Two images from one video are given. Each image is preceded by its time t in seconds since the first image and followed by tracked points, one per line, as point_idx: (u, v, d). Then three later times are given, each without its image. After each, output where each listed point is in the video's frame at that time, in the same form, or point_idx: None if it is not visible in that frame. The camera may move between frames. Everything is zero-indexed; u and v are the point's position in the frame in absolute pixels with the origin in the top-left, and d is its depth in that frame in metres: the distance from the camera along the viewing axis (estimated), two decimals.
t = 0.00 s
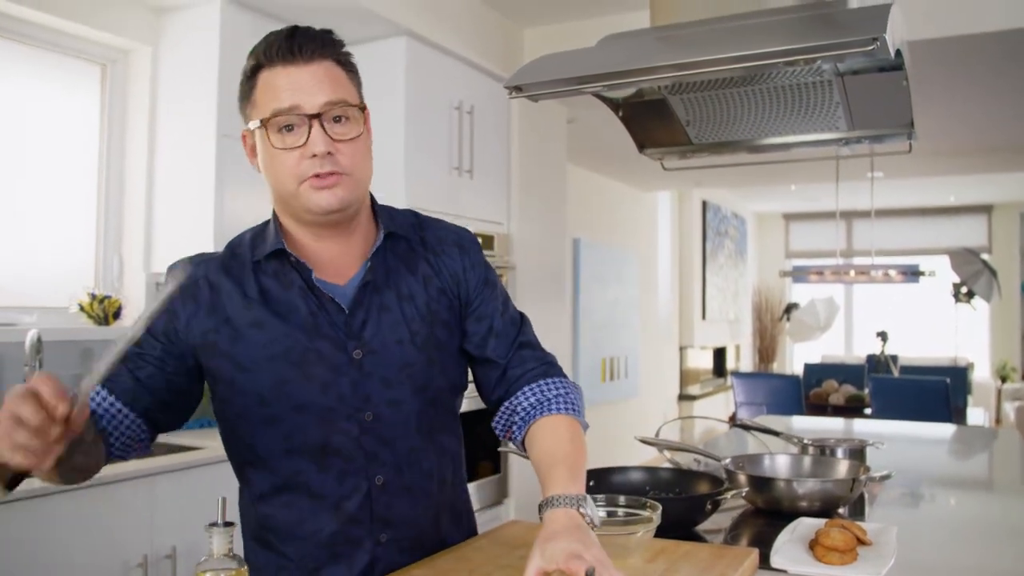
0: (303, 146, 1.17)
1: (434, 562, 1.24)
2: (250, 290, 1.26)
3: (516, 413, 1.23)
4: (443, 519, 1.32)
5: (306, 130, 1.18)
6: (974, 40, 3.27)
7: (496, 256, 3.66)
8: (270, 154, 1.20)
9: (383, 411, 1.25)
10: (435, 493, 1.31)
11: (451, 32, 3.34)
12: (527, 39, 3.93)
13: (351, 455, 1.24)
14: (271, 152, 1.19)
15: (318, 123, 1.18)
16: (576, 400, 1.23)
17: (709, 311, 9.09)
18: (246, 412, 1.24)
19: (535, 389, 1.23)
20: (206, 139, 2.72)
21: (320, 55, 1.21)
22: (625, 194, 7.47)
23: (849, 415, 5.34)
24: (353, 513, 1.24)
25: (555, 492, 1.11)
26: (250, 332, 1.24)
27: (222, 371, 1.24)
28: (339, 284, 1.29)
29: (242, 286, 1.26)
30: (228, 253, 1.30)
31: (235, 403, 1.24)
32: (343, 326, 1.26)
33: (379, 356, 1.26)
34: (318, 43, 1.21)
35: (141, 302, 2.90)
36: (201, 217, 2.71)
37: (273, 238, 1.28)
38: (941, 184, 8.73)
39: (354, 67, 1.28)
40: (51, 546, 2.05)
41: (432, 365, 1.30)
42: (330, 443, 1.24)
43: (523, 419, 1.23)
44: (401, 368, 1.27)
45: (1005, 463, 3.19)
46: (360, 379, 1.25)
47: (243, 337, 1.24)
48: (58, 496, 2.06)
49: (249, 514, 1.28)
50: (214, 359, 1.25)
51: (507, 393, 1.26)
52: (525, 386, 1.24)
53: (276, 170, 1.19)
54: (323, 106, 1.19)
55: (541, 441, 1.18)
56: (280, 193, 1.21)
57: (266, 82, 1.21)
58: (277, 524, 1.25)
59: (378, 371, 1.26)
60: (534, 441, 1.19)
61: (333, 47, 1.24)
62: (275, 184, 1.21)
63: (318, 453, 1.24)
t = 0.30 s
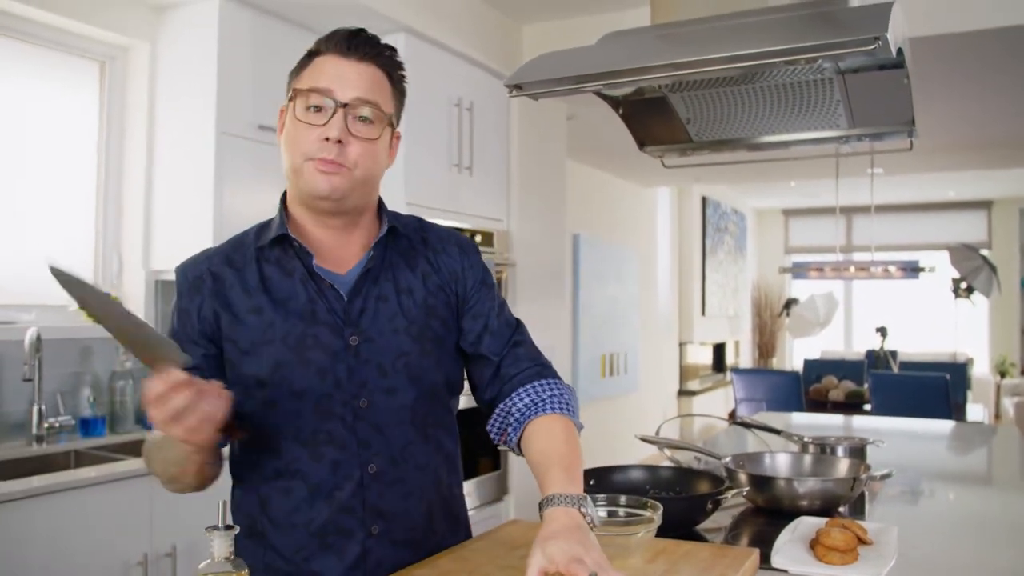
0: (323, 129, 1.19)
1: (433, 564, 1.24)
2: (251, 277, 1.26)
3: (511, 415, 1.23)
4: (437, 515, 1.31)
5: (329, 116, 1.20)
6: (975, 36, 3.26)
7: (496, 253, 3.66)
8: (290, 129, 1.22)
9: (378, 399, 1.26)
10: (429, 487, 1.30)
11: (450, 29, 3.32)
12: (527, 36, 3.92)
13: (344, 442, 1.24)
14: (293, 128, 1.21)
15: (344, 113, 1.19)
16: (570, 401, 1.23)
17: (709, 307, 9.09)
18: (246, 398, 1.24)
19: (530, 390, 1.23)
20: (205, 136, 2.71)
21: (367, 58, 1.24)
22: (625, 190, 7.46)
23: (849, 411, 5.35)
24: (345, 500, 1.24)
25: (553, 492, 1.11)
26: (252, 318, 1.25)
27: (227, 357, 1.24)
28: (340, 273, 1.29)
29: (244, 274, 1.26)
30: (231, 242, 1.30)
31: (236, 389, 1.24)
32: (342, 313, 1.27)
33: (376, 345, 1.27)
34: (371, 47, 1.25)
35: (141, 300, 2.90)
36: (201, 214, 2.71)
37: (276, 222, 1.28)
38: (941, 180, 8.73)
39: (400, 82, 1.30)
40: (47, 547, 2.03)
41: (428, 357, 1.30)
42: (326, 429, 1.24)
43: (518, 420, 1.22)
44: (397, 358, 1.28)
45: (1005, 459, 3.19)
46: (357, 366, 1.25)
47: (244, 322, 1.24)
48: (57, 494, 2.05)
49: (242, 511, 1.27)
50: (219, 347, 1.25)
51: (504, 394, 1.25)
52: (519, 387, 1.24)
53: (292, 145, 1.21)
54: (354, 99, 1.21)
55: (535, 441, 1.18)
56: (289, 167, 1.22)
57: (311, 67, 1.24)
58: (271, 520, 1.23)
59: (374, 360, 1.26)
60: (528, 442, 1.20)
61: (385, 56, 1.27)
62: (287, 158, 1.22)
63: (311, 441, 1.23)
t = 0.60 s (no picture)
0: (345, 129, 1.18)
1: (433, 567, 1.24)
2: (258, 279, 1.25)
3: (511, 421, 1.24)
4: (435, 517, 1.32)
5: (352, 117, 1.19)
6: (976, 33, 3.25)
7: (495, 250, 3.65)
8: (310, 127, 1.21)
9: (381, 403, 1.25)
10: (428, 488, 1.30)
11: (449, 25, 3.31)
12: (526, 32, 3.90)
13: (344, 446, 1.23)
14: (313, 125, 1.20)
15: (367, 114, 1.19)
16: (571, 406, 1.24)
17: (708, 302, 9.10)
18: (254, 399, 1.24)
19: (531, 395, 1.24)
20: (203, 133, 2.70)
21: (387, 62, 1.24)
22: (624, 185, 7.46)
23: (848, 406, 5.36)
24: (344, 502, 1.24)
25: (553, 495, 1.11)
26: (258, 320, 1.24)
27: (233, 358, 1.23)
28: (346, 276, 1.29)
29: (252, 275, 1.25)
30: (238, 242, 1.28)
31: (242, 390, 1.24)
32: (346, 316, 1.26)
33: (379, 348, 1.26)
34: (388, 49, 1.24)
35: (139, 297, 2.89)
36: (199, 210, 2.70)
37: (284, 224, 1.27)
38: (940, 175, 8.73)
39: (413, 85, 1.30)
40: (49, 546, 2.04)
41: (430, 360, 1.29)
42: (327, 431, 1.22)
43: (518, 424, 1.24)
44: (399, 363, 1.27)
45: (1004, 454, 3.20)
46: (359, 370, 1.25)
47: (252, 324, 1.24)
48: (56, 494, 2.05)
49: (241, 513, 1.26)
50: (225, 346, 1.23)
51: (504, 399, 1.26)
52: (520, 392, 1.25)
53: (311, 143, 1.20)
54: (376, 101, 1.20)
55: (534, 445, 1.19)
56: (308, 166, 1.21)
57: (332, 66, 1.23)
58: (271, 522, 1.23)
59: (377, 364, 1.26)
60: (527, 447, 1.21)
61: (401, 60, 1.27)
62: (305, 157, 1.21)
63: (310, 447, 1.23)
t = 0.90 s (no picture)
0: (391, 182, 1.17)
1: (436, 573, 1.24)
2: (270, 286, 1.29)
3: (525, 423, 1.32)
4: (436, 523, 1.35)
5: (400, 166, 1.18)
6: (978, 30, 3.24)
7: (495, 248, 3.65)
8: (351, 168, 1.18)
9: (389, 414, 1.29)
10: (432, 496, 1.34)
11: (448, 22, 3.29)
12: (526, 28, 3.89)
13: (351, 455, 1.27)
14: (356, 169, 1.18)
15: (414, 168, 1.18)
16: (580, 411, 1.33)
17: (708, 299, 9.09)
18: (261, 405, 1.28)
19: (545, 400, 1.33)
20: (203, 132, 2.69)
21: (434, 103, 1.21)
22: (624, 182, 7.45)
23: (847, 404, 5.38)
24: (350, 513, 1.27)
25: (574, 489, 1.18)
26: (269, 328, 1.28)
27: (243, 363, 1.28)
28: (358, 286, 1.35)
29: (264, 282, 1.29)
30: (249, 246, 1.32)
31: (250, 395, 1.28)
32: (358, 327, 1.31)
33: (389, 360, 1.32)
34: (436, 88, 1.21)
35: (138, 297, 2.88)
36: (198, 209, 2.69)
37: (298, 233, 1.32)
38: (941, 171, 8.72)
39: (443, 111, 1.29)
40: (51, 547, 2.04)
41: (438, 372, 1.36)
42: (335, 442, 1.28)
43: (532, 427, 1.32)
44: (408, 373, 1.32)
45: (1004, 451, 3.19)
46: (370, 380, 1.30)
47: (263, 332, 1.28)
48: (55, 496, 2.05)
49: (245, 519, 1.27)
50: (235, 351, 1.27)
51: (516, 404, 1.35)
52: (534, 396, 1.33)
53: (351, 186, 1.18)
54: (423, 151, 1.19)
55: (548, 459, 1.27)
56: (344, 203, 1.20)
57: (378, 102, 1.19)
58: (277, 529, 1.27)
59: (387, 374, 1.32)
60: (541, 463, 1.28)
61: (444, 95, 1.24)
62: (341, 194, 1.20)
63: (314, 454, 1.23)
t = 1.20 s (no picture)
0: (416, 208, 1.25)
1: None
2: (280, 294, 1.36)
3: (546, 417, 1.41)
4: (440, 527, 1.41)
5: (426, 193, 1.25)
6: (982, 27, 3.22)
7: (497, 246, 3.65)
8: (379, 191, 1.25)
9: (397, 421, 1.39)
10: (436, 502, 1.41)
11: (450, 20, 3.29)
12: (528, 25, 3.87)
13: (360, 461, 1.37)
14: (384, 193, 1.25)
15: (441, 195, 1.26)
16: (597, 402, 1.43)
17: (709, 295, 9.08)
18: (268, 410, 1.35)
19: (565, 393, 1.42)
20: (205, 132, 2.68)
21: (460, 130, 1.28)
22: (625, 178, 7.43)
23: (847, 401, 5.40)
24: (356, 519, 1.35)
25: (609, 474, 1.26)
26: (279, 335, 1.34)
27: (251, 369, 1.34)
28: (370, 294, 1.42)
29: (274, 289, 1.36)
30: (259, 253, 1.38)
31: (255, 399, 1.35)
32: (369, 336, 1.38)
33: (398, 367, 1.40)
34: (466, 116, 1.27)
35: (141, 296, 2.87)
36: (200, 209, 2.69)
37: (308, 243, 1.38)
38: (943, 168, 8.70)
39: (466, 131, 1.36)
40: (55, 547, 2.04)
41: (445, 379, 1.44)
42: (343, 449, 1.36)
43: (555, 420, 1.40)
44: (417, 380, 1.41)
45: (1006, 448, 3.19)
46: (380, 387, 1.37)
47: (273, 339, 1.34)
48: (57, 498, 2.05)
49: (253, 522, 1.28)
50: (243, 357, 1.33)
51: (535, 400, 1.43)
52: (554, 390, 1.42)
53: (378, 208, 1.26)
54: (450, 178, 1.27)
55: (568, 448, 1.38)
56: (369, 223, 1.28)
57: (408, 127, 1.25)
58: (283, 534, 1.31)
59: (396, 381, 1.39)
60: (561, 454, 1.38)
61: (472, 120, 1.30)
62: (367, 214, 1.27)
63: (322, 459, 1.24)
